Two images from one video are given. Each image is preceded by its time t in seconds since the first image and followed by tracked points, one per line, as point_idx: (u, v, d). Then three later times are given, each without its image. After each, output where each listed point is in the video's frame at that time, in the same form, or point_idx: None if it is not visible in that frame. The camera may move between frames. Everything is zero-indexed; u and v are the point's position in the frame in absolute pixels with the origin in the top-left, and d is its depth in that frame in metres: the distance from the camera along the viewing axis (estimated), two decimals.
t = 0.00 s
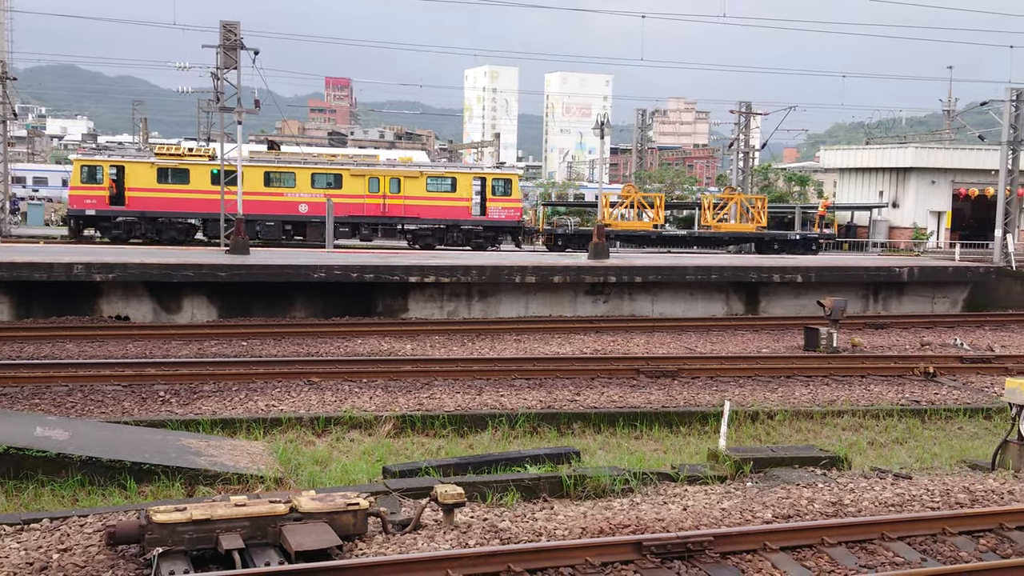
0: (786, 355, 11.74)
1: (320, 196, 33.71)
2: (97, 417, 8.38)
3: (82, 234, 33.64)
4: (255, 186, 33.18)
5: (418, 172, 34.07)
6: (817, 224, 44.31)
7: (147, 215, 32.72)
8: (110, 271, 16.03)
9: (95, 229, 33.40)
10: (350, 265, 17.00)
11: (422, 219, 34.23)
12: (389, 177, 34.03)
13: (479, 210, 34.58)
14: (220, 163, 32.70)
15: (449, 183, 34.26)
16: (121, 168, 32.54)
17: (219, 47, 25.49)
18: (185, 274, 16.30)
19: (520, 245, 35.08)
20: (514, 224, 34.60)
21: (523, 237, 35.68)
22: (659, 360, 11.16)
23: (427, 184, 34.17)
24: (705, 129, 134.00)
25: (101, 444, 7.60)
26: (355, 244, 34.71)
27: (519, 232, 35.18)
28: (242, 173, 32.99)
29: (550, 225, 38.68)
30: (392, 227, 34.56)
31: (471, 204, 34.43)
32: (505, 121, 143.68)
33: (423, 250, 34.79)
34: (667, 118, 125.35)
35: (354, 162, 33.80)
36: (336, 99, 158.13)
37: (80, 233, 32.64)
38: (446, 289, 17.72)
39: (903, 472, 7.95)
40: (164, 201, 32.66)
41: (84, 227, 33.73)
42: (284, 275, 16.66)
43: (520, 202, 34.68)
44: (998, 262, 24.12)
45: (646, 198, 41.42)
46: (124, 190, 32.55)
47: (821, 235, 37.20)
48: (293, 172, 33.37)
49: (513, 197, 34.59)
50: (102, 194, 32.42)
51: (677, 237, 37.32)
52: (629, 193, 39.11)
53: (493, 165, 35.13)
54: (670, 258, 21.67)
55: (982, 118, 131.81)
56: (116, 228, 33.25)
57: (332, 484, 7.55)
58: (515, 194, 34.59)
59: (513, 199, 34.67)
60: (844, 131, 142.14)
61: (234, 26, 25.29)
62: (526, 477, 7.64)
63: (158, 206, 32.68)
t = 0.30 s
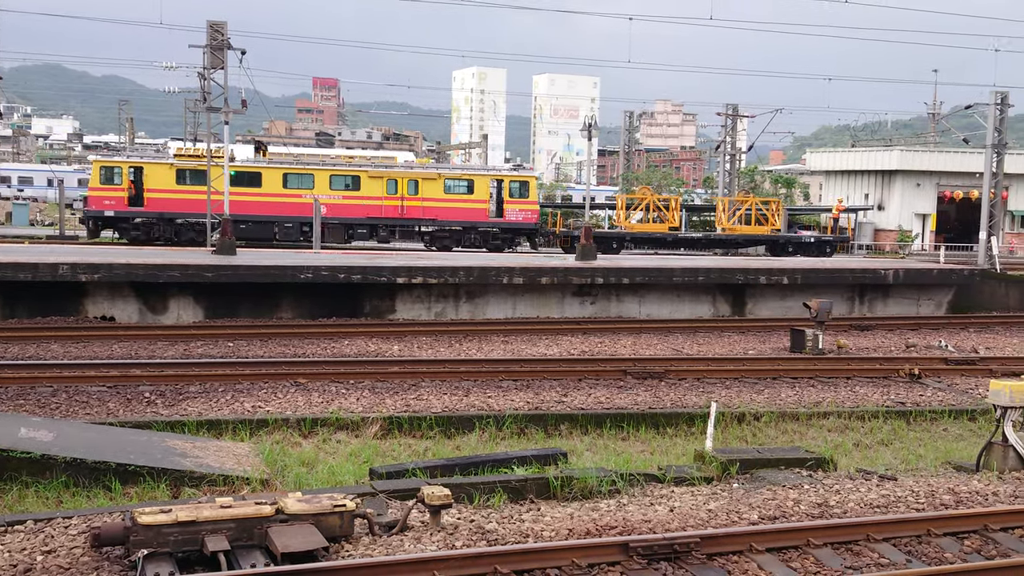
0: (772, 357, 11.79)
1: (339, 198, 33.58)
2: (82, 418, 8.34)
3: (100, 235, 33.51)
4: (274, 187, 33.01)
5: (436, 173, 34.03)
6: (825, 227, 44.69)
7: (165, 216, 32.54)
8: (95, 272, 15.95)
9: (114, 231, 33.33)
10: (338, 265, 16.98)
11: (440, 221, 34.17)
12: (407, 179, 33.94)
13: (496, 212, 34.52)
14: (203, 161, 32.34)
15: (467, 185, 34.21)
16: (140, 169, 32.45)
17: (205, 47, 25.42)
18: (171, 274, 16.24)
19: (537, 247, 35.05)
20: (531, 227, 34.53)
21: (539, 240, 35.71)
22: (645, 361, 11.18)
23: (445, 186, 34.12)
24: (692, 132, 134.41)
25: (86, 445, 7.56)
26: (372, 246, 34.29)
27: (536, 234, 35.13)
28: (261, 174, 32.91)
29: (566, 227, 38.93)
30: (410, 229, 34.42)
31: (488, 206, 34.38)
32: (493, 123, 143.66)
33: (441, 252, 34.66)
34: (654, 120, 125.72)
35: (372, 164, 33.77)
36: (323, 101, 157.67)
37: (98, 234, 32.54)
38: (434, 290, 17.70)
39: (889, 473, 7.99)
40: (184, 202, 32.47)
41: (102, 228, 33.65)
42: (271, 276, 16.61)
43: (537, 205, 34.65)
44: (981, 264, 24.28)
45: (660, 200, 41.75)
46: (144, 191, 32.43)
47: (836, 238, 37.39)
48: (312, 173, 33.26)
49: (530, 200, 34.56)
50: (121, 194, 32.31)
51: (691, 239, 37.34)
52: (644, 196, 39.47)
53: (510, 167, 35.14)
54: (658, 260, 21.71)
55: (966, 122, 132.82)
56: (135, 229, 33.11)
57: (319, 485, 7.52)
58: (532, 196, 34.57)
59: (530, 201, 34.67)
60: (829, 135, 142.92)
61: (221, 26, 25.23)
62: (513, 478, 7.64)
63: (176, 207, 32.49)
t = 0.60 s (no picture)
0: (758, 358, 11.82)
1: (358, 199, 33.59)
2: (67, 417, 8.30)
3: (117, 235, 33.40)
4: (294, 188, 32.90)
5: (454, 174, 33.95)
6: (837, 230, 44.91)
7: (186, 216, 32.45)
8: (82, 270, 15.89)
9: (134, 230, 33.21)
10: (326, 265, 16.96)
11: (458, 222, 34.10)
12: (425, 180, 33.93)
13: (514, 213, 34.40)
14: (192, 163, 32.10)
15: (485, 186, 34.13)
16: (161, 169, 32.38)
17: (193, 45, 25.35)
18: (158, 273, 16.21)
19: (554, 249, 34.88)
20: (549, 228, 34.36)
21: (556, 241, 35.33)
22: (633, 362, 11.19)
23: (463, 187, 34.05)
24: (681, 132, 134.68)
25: (71, 444, 7.53)
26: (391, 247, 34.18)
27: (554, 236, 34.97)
28: (281, 175, 32.78)
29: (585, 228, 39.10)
30: (428, 229, 34.32)
31: (506, 207, 34.27)
32: (483, 122, 143.52)
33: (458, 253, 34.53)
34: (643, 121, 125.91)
35: (391, 165, 33.80)
36: (312, 99, 157.15)
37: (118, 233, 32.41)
38: (422, 290, 17.68)
39: (875, 474, 8.03)
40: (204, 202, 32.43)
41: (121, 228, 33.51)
42: (258, 275, 16.58)
43: (555, 206, 34.51)
44: (966, 267, 24.41)
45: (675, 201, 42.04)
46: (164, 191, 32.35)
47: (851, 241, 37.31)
48: (331, 174, 33.31)
49: (549, 201, 34.38)
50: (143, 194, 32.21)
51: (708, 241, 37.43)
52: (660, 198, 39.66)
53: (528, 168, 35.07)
54: (646, 260, 21.72)
55: (952, 124, 133.54)
56: (154, 229, 32.97)
57: (306, 485, 7.51)
58: (551, 197, 34.42)
59: (548, 202, 34.48)
60: (817, 137, 143.44)
61: (209, 24, 25.15)
62: (501, 479, 7.63)
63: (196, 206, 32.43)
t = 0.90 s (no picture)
0: (743, 357, 11.86)
1: (376, 198, 33.38)
2: (50, 416, 8.25)
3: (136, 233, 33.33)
4: (312, 187, 32.79)
5: (471, 174, 33.72)
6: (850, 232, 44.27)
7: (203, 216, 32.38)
8: (66, 268, 15.81)
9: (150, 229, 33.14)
10: (311, 264, 16.94)
11: (474, 222, 33.93)
12: (442, 180, 33.72)
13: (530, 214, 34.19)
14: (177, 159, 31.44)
15: (501, 186, 33.92)
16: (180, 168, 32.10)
17: (179, 43, 25.25)
18: (142, 272, 16.16)
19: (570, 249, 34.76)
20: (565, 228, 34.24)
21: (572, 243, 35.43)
22: (619, 361, 11.19)
23: (479, 187, 33.83)
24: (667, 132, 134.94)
25: (55, 443, 7.48)
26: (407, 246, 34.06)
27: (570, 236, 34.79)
28: (299, 174, 32.65)
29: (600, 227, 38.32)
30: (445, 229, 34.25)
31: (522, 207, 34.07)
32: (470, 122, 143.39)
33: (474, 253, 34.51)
34: (630, 120, 126.08)
35: (408, 164, 33.59)
36: (298, 98, 156.63)
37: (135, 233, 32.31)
38: (408, 289, 17.66)
39: (859, 473, 8.05)
40: (222, 201, 32.35)
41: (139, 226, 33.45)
42: (243, 273, 16.54)
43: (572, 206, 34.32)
44: (951, 267, 24.51)
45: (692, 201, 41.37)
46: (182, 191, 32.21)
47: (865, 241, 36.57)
48: (348, 173, 33.10)
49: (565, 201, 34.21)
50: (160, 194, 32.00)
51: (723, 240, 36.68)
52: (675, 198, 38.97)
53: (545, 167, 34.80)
54: (633, 260, 21.74)
55: (936, 125, 134.26)
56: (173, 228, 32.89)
57: (291, 484, 7.49)
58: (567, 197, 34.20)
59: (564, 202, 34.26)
60: (802, 137, 143.97)
61: (195, 21, 25.06)
62: (486, 478, 7.62)
63: (214, 206, 32.34)
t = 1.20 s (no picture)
0: (729, 357, 11.88)
1: (392, 199, 33.20)
2: (33, 418, 8.20)
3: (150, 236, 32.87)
4: (329, 189, 32.65)
5: (487, 175, 33.64)
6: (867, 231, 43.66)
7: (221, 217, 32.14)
8: (50, 269, 15.73)
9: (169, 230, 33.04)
10: (297, 264, 16.91)
11: (490, 223, 33.89)
12: (459, 181, 33.62)
13: (546, 215, 34.19)
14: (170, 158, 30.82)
15: (518, 187, 33.89)
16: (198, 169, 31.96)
17: (164, 42, 25.15)
18: (127, 272, 16.09)
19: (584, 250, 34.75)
20: (581, 229, 34.26)
21: (585, 242, 35.45)
22: (606, 361, 11.20)
23: (496, 188, 33.77)
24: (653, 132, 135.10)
25: (39, 445, 7.42)
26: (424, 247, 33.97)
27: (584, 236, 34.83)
28: (316, 175, 32.53)
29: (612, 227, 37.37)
30: (461, 230, 34.12)
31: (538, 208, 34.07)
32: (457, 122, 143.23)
33: (490, 254, 34.56)
34: (616, 121, 126.19)
35: (424, 165, 33.46)
36: (284, 97, 156.02)
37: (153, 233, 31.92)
38: (395, 289, 17.63)
39: (844, 472, 8.08)
40: (241, 202, 32.05)
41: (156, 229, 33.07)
42: (229, 274, 16.48)
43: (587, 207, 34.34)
44: (935, 267, 24.56)
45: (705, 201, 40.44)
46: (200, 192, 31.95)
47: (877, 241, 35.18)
48: (365, 174, 32.94)
49: (580, 202, 34.28)
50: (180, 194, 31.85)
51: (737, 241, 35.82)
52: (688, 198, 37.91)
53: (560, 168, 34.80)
54: (620, 260, 21.75)
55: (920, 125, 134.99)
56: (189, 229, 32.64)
57: (276, 485, 7.46)
58: (582, 198, 34.26)
59: (579, 204, 34.29)
60: (786, 137, 144.53)
61: (180, 21, 24.96)
62: (473, 478, 7.62)
63: (231, 208, 32.07)
